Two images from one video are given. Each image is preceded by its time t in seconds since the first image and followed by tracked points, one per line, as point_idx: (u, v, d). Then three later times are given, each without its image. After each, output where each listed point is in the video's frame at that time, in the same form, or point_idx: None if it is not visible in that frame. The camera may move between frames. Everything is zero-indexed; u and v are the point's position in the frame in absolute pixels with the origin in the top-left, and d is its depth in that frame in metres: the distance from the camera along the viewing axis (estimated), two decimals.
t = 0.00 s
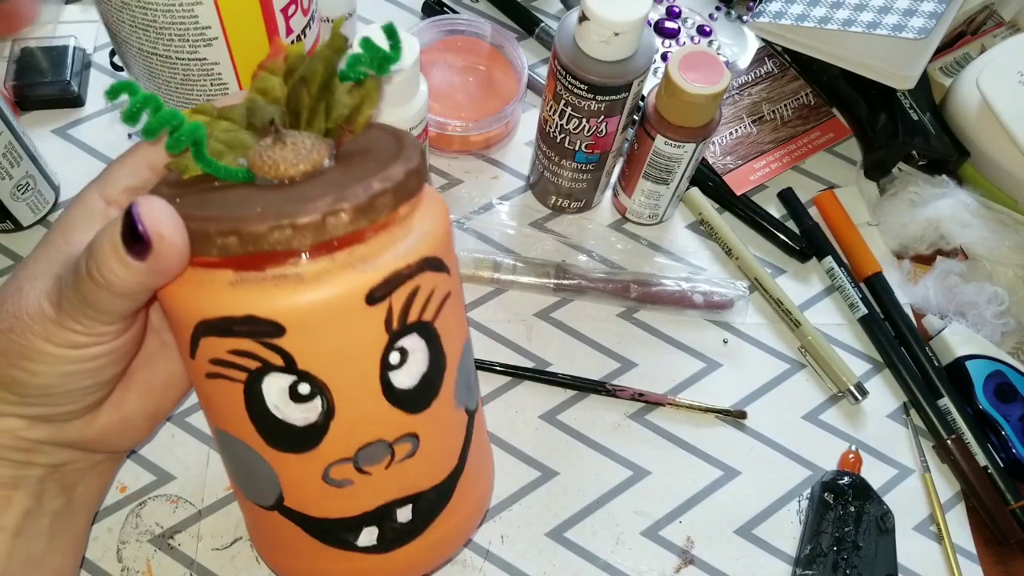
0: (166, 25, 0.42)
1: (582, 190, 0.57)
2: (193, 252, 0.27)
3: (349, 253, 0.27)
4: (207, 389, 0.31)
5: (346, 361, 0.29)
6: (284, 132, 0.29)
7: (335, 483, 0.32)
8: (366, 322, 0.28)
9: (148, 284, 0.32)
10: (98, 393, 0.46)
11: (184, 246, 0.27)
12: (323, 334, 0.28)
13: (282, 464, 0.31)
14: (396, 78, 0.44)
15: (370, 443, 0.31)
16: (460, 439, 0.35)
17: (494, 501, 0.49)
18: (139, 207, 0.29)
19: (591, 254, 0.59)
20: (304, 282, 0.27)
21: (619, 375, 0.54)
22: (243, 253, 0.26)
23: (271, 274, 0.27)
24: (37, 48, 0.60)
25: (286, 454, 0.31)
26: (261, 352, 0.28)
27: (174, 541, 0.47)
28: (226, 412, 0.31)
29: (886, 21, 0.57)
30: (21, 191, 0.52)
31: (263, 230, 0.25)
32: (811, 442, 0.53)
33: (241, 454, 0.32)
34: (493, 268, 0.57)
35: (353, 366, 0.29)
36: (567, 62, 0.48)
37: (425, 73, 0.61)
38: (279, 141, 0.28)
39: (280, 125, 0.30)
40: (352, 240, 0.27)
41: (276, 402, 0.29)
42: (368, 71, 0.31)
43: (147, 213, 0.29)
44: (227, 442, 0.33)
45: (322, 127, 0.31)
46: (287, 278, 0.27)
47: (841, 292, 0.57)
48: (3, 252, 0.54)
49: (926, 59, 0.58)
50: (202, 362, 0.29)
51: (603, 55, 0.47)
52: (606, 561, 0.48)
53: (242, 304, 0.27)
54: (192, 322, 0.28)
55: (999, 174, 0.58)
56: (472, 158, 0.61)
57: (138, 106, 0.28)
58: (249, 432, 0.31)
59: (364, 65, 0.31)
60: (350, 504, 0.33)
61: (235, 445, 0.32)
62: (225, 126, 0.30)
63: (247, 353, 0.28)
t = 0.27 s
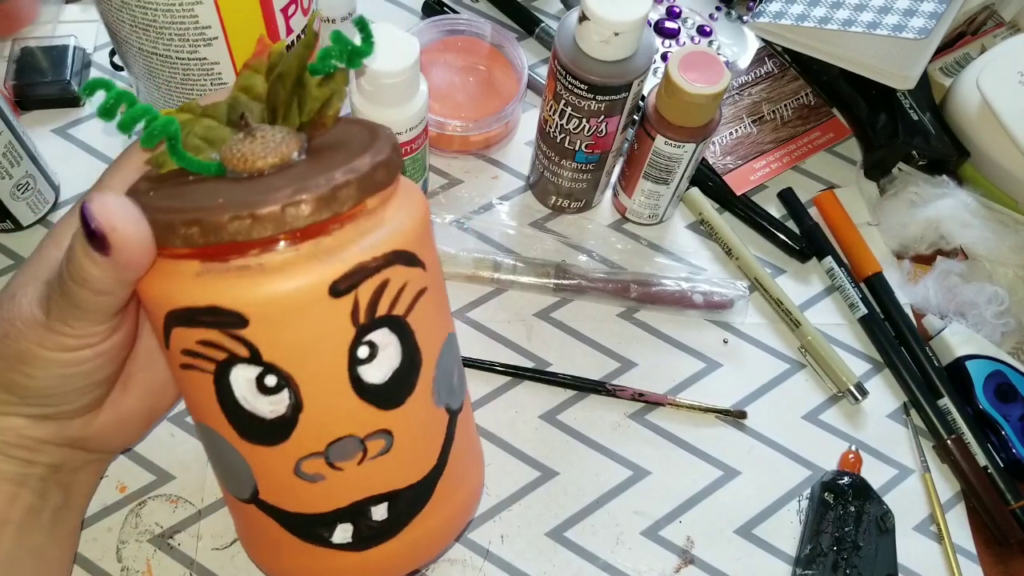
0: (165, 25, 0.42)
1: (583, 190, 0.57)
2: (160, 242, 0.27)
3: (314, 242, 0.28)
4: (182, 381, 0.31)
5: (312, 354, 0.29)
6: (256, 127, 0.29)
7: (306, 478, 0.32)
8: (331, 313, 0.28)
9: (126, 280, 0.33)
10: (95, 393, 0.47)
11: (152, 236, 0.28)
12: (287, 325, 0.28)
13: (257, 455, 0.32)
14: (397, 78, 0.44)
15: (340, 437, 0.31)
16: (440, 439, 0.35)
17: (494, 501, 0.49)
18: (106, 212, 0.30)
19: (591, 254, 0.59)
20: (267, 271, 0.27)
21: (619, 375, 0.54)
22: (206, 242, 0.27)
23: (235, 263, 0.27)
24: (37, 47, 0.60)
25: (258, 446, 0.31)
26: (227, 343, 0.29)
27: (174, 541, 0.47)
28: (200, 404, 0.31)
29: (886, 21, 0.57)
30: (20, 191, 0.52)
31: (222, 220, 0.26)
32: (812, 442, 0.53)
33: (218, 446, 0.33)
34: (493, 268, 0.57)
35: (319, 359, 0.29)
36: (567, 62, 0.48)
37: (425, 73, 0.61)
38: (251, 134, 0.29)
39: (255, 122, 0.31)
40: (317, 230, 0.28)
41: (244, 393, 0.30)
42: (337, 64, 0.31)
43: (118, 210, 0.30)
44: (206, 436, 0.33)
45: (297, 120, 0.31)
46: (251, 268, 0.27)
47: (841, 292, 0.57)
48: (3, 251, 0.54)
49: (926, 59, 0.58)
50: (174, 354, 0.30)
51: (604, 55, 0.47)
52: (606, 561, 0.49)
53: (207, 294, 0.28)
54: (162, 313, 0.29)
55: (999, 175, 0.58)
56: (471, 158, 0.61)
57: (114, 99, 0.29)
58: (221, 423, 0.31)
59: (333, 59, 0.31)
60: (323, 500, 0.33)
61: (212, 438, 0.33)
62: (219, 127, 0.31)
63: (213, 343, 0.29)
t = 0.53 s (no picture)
0: (165, 26, 0.42)
1: (583, 190, 0.57)
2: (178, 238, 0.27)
3: (331, 244, 0.28)
4: (193, 379, 0.31)
5: (325, 357, 0.29)
6: (278, 126, 0.29)
7: (314, 481, 0.32)
8: (344, 317, 0.28)
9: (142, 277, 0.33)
10: (108, 390, 0.47)
11: (170, 233, 0.28)
12: (301, 328, 0.28)
13: (266, 456, 0.32)
14: (397, 78, 0.44)
15: (350, 441, 0.31)
16: (447, 444, 0.35)
17: (493, 501, 0.49)
18: (122, 203, 0.30)
19: (591, 254, 0.59)
20: (284, 272, 0.27)
21: (618, 375, 0.54)
22: (226, 241, 0.27)
23: (253, 263, 0.27)
24: (37, 47, 0.60)
25: (267, 447, 0.31)
26: (239, 343, 0.28)
27: (175, 541, 0.47)
28: (211, 403, 0.31)
29: (886, 21, 0.57)
30: (20, 191, 0.52)
31: (244, 219, 0.26)
32: (811, 443, 0.53)
33: (224, 444, 0.33)
34: (493, 268, 0.57)
35: (332, 362, 0.29)
36: (567, 62, 0.48)
37: (425, 73, 0.61)
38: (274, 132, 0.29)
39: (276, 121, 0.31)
40: (335, 233, 0.28)
41: (256, 393, 0.30)
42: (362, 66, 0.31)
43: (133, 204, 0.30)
44: (212, 434, 0.33)
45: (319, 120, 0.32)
46: (269, 268, 0.27)
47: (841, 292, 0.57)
48: (2, 251, 0.54)
49: (926, 59, 0.58)
50: (186, 352, 0.30)
51: (603, 55, 0.47)
52: (606, 561, 0.49)
53: (223, 293, 0.28)
54: (176, 311, 0.29)
55: (999, 175, 0.58)
56: (472, 158, 0.61)
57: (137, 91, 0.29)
58: (230, 421, 0.31)
59: (358, 61, 0.32)
60: (329, 503, 0.33)
61: (219, 437, 0.33)
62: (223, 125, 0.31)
63: (227, 343, 0.29)
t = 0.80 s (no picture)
0: (165, 26, 0.42)
1: (583, 190, 0.57)
2: (169, 232, 0.27)
3: (321, 236, 0.28)
4: (186, 374, 0.31)
5: (317, 349, 0.29)
6: (269, 121, 0.30)
7: (308, 475, 0.32)
8: (335, 309, 0.28)
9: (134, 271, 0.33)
10: (104, 386, 0.48)
11: (162, 227, 0.28)
12: (292, 320, 0.28)
13: (259, 451, 0.32)
14: (397, 78, 0.44)
15: (342, 434, 0.31)
16: (442, 439, 0.35)
17: (494, 501, 0.49)
18: (117, 196, 0.31)
19: (592, 254, 0.59)
20: (275, 264, 0.27)
21: (619, 375, 0.54)
22: (216, 234, 0.27)
23: (243, 255, 0.27)
24: (37, 48, 0.60)
25: (260, 441, 0.31)
26: (231, 335, 0.29)
27: (174, 541, 0.47)
28: (204, 398, 0.31)
29: (886, 21, 0.57)
30: (20, 192, 0.52)
31: (233, 212, 0.26)
32: (812, 443, 0.53)
33: (219, 439, 0.33)
34: (493, 268, 0.57)
35: (324, 354, 0.29)
36: (567, 62, 0.48)
37: (425, 73, 0.61)
38: (264, 128, 0.29)
39: (267, 117, 0.31)
40: (325, 225, 0.28)
41: (248, 386, 0.30)
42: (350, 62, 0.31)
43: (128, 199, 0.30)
44: (207, 430, 0.33)
45: (310, 116, 0.32)
46: (259, 261, 0.27)
47: (841, 292, 0.57)
48: (2, 251, 0.54)
49: (926, 59, 0.58)
50: (179, 346, 0.30)
51: (603, 55, 0.47)
52: (606, 561, 0.49)
53: (214, 285, 0.28)
54: (169, 305, 0.29)
55: (999, 174, 0.58)
56: (472, 158, 0.61)
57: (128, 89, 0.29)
58: (224, 416, 0.31)
59: (347, 57, 0.31)
60: (324, 497, 0.33)
61: (213, 432, 0.33)
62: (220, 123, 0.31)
63: (218, 336, 0.29)
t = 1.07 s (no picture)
0: (165, 26, 0.42)
1: (583, 190, 0.57)
2: (163, 222, 0.28)
3: (313, 225, 0.28)
4: (180, 365, 0.31)
5: (310, 339, 0.29)
6: (264, 114, 0.30)
7: (300, 466, 0.32)
8: (327, 299, 0.28)
9: (130, 261, 0.33)
10: (99, 379, 0.48)
11: (157, 217, 0.28)
12: (285, 308, 0.28)
13: (253, 442, 0.32)
14: (396, 78, 0.44)
15: (334, 425, 0.31)
16: (436, 434, 0.35)
17: (494, 501, 0.49)
18: (113, 187, 0.31)
19: (591, 254, 0.59)
20: (267, 253, 0.27)
21: (619, 375, 0.54)
22: (208, 222, 0.27)
23: (236, 244, 0.28)
24: (37, 47, 0.60)
25: (253, 432, 0.31)
26: (223, 324, 0.29)
27: (174, 541, 0.47)
28: (198, 389, 0.31)
29: (886, 21, 0.57)
30: (20, 191, 0.52)
31: (224, 199, 0.26)
32: (812, 443, 0.53)
33: (214, 432, 0.33)
34: (493, 268, 0.57)
35: (316, 344, 0.29)
36: (567, 62, 0.48)
37: (425, 73, 0.61)
38: (259, 121, 0.29)
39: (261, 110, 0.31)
40: (316, 214, 0.28)
41: (240, 376, 0.30)
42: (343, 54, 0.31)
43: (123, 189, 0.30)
44: (202, 423, 0.33)
45: (304, 109, 0.32)
46: (252, 249, 0.27)
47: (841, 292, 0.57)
48: (2, 251, 0.54)
49: (926, 59, 0.58)
50: (173, 337, 0.30)
51: (603, 55, 0.47)
52: (606, 561, 0.49)
53: (207, 274, 0.28)
54: (163, 294, 0.29)
55: (999, 175, 0.58)
56: (472, 158, 0.61)
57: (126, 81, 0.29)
58: (218, 407, 0.31)
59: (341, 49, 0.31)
60: (317, 490, 0.33)
61: (208, 425, 0.33)
62: (217, 120, 0.31)
63: (211, 325, 0.29)
